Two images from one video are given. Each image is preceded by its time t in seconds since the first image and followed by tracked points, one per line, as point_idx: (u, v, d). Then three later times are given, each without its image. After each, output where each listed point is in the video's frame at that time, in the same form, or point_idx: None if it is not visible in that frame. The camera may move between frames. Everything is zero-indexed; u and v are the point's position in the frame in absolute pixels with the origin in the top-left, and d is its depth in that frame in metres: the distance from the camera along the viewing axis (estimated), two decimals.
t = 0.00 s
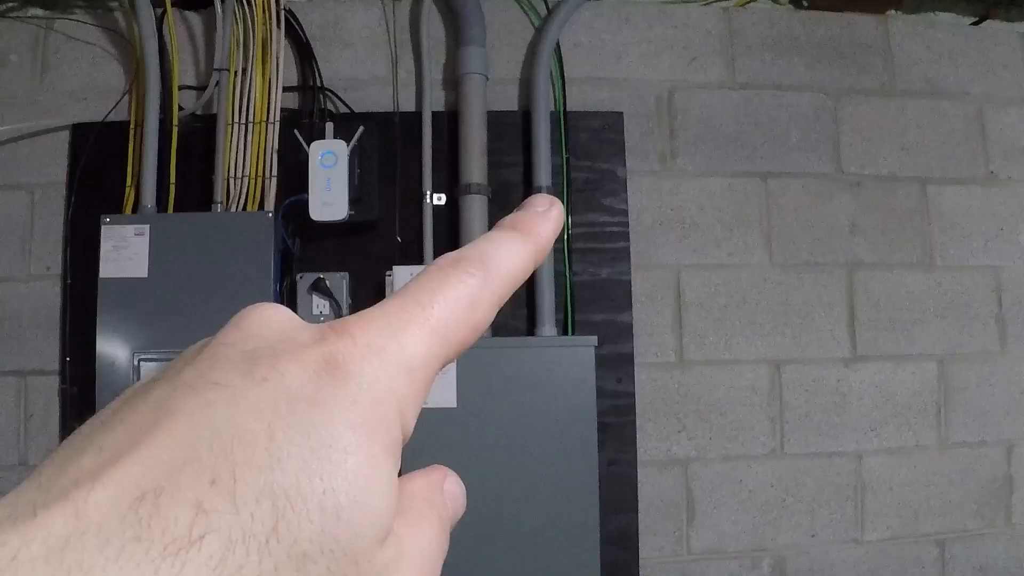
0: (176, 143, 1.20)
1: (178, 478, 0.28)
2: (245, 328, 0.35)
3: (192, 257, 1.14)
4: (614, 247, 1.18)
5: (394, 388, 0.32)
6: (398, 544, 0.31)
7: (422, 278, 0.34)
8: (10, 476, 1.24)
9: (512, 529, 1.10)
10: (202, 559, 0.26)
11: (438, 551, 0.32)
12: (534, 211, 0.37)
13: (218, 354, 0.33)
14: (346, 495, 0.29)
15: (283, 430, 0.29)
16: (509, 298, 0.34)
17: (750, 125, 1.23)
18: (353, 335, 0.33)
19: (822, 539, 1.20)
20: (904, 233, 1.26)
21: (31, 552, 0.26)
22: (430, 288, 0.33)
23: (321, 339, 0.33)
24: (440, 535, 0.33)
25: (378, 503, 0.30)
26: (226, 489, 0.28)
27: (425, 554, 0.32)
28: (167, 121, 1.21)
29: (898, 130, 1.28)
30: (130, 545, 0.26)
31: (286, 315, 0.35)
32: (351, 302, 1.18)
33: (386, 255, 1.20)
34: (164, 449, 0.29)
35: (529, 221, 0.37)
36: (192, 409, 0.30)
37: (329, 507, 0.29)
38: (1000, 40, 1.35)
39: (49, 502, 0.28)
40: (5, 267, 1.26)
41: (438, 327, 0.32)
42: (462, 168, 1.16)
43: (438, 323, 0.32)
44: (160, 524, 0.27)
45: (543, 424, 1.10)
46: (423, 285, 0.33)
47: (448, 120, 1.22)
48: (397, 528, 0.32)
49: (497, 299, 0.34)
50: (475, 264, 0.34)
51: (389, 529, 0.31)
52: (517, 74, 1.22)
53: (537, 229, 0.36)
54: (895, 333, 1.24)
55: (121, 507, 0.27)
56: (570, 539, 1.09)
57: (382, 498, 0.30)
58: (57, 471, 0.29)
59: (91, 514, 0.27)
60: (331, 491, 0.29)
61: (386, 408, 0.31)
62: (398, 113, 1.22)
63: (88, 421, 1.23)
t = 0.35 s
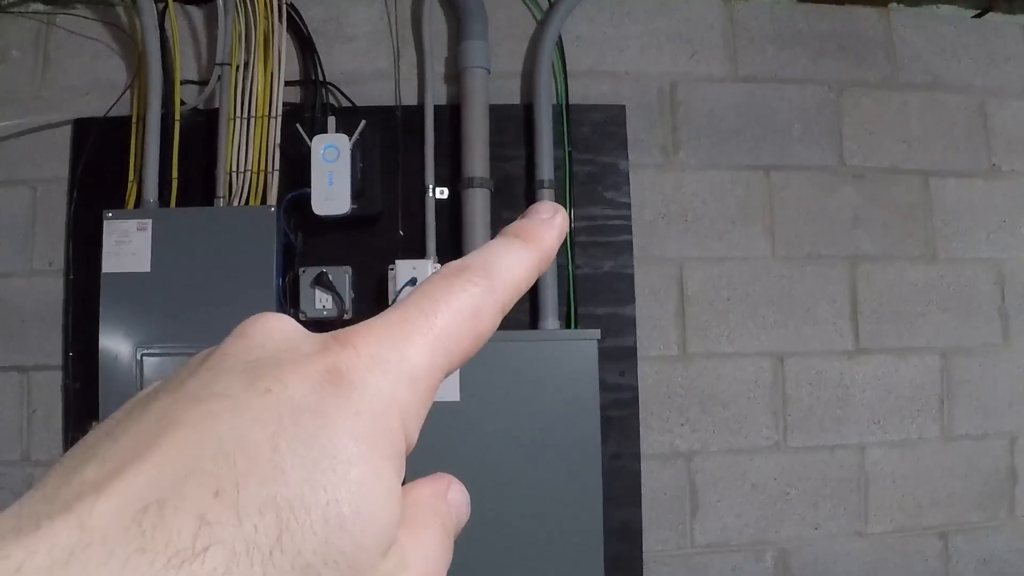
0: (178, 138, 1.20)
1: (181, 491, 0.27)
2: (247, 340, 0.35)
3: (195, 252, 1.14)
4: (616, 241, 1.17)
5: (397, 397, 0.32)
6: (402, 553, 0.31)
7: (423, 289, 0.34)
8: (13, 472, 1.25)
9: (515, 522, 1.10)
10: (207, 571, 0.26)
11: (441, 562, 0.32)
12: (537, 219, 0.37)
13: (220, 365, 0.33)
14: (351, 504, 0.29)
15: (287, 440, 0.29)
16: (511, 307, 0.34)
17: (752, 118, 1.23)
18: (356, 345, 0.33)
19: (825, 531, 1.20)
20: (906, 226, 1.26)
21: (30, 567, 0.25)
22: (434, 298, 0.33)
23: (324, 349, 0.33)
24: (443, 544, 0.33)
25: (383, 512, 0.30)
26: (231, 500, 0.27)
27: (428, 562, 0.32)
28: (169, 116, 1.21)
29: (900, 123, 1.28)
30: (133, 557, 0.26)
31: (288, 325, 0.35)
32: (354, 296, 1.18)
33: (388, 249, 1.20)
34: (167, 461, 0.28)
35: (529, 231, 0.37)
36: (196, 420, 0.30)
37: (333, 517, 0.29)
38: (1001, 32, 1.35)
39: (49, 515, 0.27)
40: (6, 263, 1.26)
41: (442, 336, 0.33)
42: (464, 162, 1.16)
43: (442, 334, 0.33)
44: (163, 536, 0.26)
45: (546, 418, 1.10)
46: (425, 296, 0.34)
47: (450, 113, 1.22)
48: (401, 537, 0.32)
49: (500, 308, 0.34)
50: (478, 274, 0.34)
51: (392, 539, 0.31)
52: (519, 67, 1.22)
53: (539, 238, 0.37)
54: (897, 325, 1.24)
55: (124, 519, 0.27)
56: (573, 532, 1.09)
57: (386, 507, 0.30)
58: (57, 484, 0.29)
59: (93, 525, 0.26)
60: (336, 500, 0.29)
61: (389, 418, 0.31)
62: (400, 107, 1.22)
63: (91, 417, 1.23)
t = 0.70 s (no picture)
0: (181, 132, 1.20)
1: (188, 484, 0.27)
2: (254, 330, 0.34)
3: (199, 246, 1.14)
4: (619, 235, 1.17)
5: (404, 391, 0.31)
6: (410, 547, 0.31)
7: (431, 281, 0.34)
8: (16, 467, 1.25)
9: (518, 516, 1.10)
10: (214, 564, 0.26)
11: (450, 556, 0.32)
12: (546, 213, 0.37)
13: (227, 357, 0.32)
14: (358, 499, 0.29)
15: (294, 434, 0.29)
16: (519, 299, 0.34)
17: (754, 112, 1.24)
18: (364, 338, 0.32)
19: (828, 525, 1.20)
20: (909, 220, 1.26)
21: (38, 560, 0.25)
22: (442, 289, 0.33)
23: (331, 340, 0.32)
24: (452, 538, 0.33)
25: (390, 508, 0.30)
26: (238, 494, 0.27)
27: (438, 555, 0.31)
28: (172, 111, 1.21)
29: (903, 117, 1.28)
30: (140, 550, 0.26)
31: (295, 316, 0.35)
32: (357, 290, 1.18)
33: (391, 243, 1.20)
34: (173, 455, 0.28)
35: (537, 224, 0.37)
36: (203, 414, 0.29)
37: (340, 511, 0.28)
38: (1004, 26, 1.35)
39: (56, 508, 0.27)
40: (10, 258, 1.27)
41: (450, 329, 0.32)
42: (467, 156, 1.16)
43: (450, 326, 0.32)
44: (171, 529, 0.26)
45: (549, 412, 1.10)
46: (433, 289, 0.33)
47: (453, 108, 1.22)
48: (409, 531, 0.31)
49: (508, 301, 0.34)
50: (486, 266, 0.34)
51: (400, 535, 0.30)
52: (521, 62, 1.22)
53: (548, 229, 0.36)
54: (900, 319, 1.24)
55: (131, 512, 0.27)
56: (577, 526, 1.09)
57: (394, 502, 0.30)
58: (64, 476, 0.29)
59: (100, 518, 0.26)
60: (342, 495, 0.29)
61: (397, 412, 0.31)
62: (403, 102, 1.22)
63: (94, 411, 1.23)
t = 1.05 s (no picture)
0: (182, 125, 1.20)
1: (160, 519, 0.27)
2: (231, 354, 0.34)
3: (201, 239, 1.14)
4: (622, 227, 1.17)
5: (381, 422, 0.31)
6: None
7: (410, 307, 0.33)
8: (18, 462, 1.25)
9: (521, 509, 1.10)
10: None
11: None
12: (527, 232, 0.36)
13: (194, 388, 0.32)
14: (334, 530, 0.28)
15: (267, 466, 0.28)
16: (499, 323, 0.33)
17: (757, 105, 1.23)
18: (341, 368, 0.32)
19: (831, 519, 1.20)
20: (912, 214, 1.25)
21: None
22: (421, 315, 0.32)
23: (308, 368, 0.32)
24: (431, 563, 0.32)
25: (365, 537, 0.29)
26: (210, 528, 0.27)
27: None
28: (173, 104, 1.21)
29: (906, 110, 1.28)
30: None
31: (273, 340, 0.34)
32: (359, 284, 1.19)
33: (392, 237, 1.20)
34: (146, 488, 0.27)
35: (519, 245, 0.36)
36: (174, 447, 0.29)
37: (315, 543, 0.28)
38: (1007, 19, 1.34)
39: (27, 542, 0.27)
40: (11, 252, 1.27)
41: (428, 354, 0.32)
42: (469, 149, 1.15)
43: (428, 356, 0.32)
44: (142, 564, 0.26)
45: (551, 405, 1.10)
46: (413, 314, 0.32)
47: (454, 101, 1.21)
48: (386, 560, 0.31)
49: (489, 325, 0.33)
50: (467, 290, 0.33)
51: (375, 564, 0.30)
52: (523, 54, 1.22)
53: (530, 250, 0.36)
54: (903, 312, 1.23)
55: (102, 546, 0.26)
56: (578, 519, 1.10)
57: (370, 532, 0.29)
58: (36, 508, 0.28)
59: (70, 554, 0.26)
60: (317, 526, 0.28)
61: (373, 443, 0.30)
62: (405, 94, 1.22)
63: (95, 405, 1.23)
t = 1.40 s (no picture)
0: (182, 109, 1.19)
1: None
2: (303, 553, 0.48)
3: (202, 223, 1.14)
4: (622, 211, 1.16)
5: None
6: None
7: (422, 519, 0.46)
8: (19, 447, 1.25)
9: (522, 491, 1.10)
10: None
11: None
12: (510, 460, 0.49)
13: None
14: None
15: None
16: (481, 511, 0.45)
17: (759, 89, 1.23)
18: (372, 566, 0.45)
19: (833, 504, 1.20)
20: (914, 199, 1.25)
21: None
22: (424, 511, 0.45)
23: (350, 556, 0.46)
24: None
25: None
26: None
27: None
28: (173, 88, 1.20)
29: (908, 95, 1.27)
30: None
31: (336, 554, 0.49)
32: (359, 267, 1.18)
33: (393, 220, 1.19)
34: None
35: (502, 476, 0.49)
36: None
37: None
38: (1011, 3, 1.34)
39: None
40: (11, 237, 1.26)
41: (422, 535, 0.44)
42: (470, 132, 1.15)
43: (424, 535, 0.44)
44: None
45: (552, 387, 1.10)
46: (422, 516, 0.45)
47: (455, 84, 1.21)
48: None
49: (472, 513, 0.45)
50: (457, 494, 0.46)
51: None
52: (524, 38, 1.21)
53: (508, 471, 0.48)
54: (905, 297, 1.23)
55: None
56: (579, 501, 1.10)
57: None
58: None
59: None
60: None
61: None
62: (405, 78, 1.21)
63: (95, 390, 1.23)
